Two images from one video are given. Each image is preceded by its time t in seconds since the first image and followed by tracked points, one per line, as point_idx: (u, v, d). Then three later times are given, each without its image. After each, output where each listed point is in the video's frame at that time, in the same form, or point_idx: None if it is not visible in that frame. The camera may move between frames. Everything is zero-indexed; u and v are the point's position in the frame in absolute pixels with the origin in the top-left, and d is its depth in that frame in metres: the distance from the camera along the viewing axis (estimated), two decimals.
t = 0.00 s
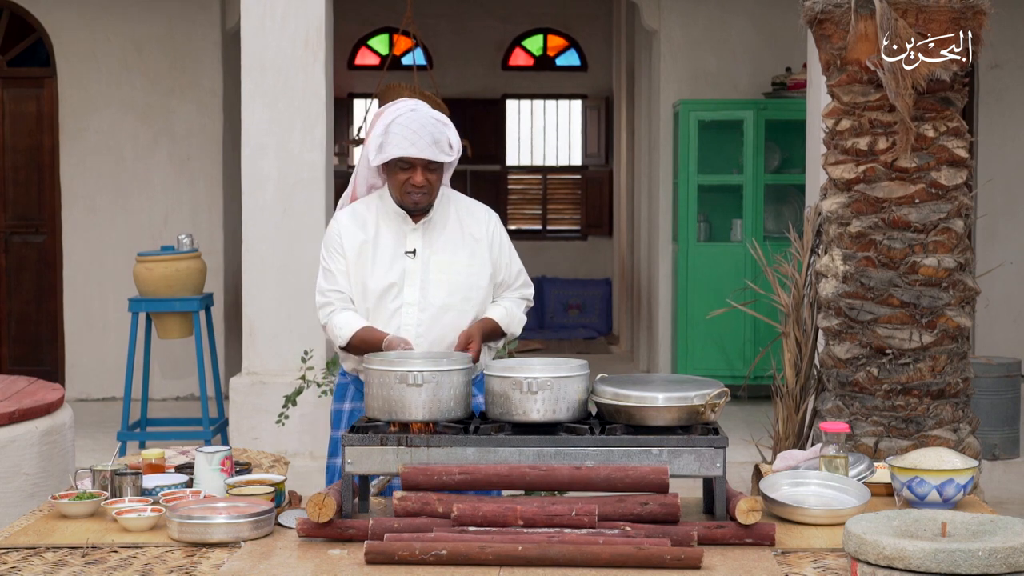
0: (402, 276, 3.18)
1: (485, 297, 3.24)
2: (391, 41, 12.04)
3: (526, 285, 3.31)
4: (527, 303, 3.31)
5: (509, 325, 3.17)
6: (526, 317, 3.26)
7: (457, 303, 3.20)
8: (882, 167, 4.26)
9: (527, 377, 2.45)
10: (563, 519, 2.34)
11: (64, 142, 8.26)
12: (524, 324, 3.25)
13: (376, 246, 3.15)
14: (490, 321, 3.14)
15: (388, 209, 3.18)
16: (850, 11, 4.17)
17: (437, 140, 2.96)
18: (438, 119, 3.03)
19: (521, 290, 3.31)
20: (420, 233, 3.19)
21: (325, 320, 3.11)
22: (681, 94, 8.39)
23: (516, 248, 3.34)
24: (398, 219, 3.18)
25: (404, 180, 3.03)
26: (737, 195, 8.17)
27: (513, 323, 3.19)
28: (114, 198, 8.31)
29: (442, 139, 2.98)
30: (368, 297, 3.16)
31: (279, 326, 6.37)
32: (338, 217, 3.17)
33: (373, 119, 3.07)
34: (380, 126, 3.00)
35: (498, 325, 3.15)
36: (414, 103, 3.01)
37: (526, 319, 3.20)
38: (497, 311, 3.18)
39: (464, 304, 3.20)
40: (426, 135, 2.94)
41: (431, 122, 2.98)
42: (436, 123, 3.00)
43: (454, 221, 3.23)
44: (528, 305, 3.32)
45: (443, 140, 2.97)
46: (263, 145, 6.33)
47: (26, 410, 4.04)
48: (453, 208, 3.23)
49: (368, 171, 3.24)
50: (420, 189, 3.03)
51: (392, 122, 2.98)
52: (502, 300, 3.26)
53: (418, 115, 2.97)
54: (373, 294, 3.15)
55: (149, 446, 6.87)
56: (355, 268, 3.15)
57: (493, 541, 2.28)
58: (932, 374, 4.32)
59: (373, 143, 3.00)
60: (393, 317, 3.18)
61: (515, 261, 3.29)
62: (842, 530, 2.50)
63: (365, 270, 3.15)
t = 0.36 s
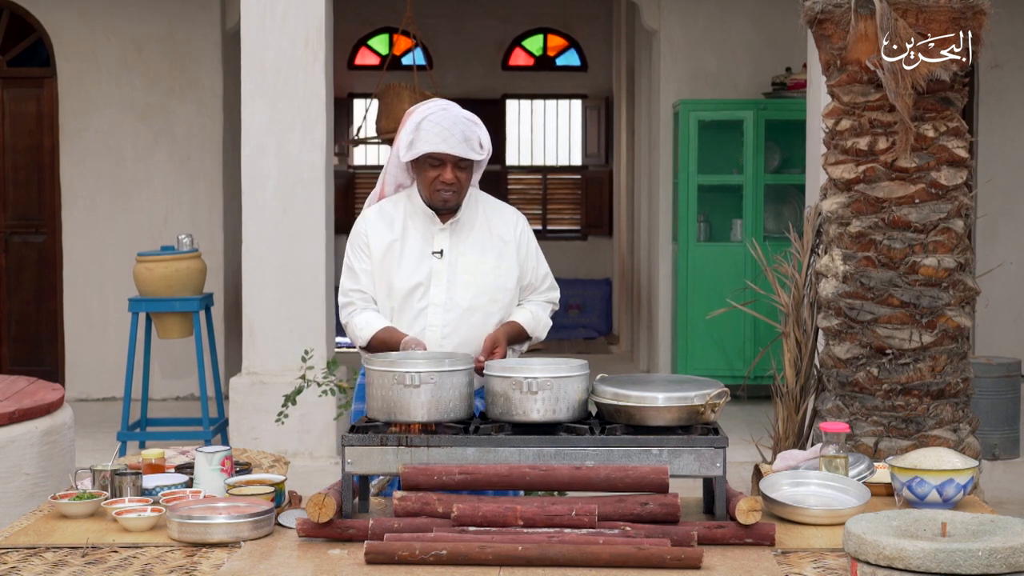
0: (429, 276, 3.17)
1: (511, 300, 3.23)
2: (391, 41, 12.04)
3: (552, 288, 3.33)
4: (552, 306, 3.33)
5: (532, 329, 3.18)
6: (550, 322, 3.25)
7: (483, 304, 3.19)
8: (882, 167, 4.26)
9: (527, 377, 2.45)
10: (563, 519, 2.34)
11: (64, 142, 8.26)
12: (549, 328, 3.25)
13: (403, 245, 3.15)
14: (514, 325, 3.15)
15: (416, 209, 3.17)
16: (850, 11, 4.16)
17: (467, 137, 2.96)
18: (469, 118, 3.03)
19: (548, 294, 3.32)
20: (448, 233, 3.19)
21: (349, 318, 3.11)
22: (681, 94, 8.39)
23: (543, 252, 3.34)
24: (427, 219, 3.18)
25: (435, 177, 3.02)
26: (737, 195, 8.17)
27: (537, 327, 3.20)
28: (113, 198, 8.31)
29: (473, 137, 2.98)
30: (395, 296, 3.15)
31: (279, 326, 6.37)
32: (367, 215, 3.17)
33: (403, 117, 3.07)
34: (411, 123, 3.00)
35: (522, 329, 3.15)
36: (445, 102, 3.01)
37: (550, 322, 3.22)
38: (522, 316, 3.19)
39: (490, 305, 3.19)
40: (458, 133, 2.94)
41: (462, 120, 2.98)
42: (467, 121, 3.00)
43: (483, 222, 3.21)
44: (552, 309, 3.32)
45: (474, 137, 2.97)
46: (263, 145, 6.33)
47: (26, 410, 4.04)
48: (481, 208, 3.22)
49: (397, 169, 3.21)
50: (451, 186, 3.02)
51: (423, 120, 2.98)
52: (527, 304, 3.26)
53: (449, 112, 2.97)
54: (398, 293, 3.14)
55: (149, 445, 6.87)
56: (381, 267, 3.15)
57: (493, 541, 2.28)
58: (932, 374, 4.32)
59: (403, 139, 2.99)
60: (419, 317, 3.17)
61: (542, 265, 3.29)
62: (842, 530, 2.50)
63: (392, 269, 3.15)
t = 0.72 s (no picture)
0: (443, 275, 3.17)
1: (527, 303, 3.20)
2: (391, 41, 12.03)
3: (571, 295, 3.29)
4: (570, 312, 3.28)
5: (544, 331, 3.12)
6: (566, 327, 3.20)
7: (497, 304, 3.17)
8: (882, 167, 4.26)
9: (527, 377, 2.45)
10: (563, 519, 2.34)
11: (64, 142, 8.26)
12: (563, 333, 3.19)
13: (419, 242, 3.18)
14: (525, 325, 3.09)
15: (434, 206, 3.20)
16: (850, 11, 4.16)
17: (486, 129, 2.98)
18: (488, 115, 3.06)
19: (565, 300, 3.28)
20: (466, 232, 3.19)
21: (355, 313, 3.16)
22: (681, 94, 8.39)
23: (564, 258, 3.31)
24: (445, 218, 3.20)
25: (454, 169, 3.04)
26: (737, 195, 8.17)
27: (551, 329, 3.15)
28: (113, 198, 8.31)
29: (492, 130, 3.00)
30: (407, 293, 3.17)
31: (279, 326, 6.37)
32: (386, 212, 3.22)
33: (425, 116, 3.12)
34: (432, 118, 3.04)
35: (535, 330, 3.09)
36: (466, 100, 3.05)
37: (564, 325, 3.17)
38: (535, 317, 3.14)
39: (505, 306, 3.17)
40: (476, 124, 2.96)
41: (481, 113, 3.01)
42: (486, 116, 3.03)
43: (502, 222, 3.21)
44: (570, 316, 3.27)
45: (492, 130, 3.00)
46: (263, 145, 6.33)
47: (26, 410, 4.04)
48: (502, 209, 3.22)
49: (420, 170, 3.24)
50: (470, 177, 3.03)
51: (444, 114, 3.01)
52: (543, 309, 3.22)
53: (469, 107, 3.00)
54: (410, 290, 3.16)
55: (149, 445, 6.87)
56: (396, 262, 3.18)
57: (493, 541, 2.28)
58: (932, 374, 4.32)
59: (422, 131, 3.03)
60: (432, 315, 3.16)
61: (560, 269, 3.27)
62: (842, 530, 2.50)
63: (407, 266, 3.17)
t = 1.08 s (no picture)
0: (449, 274, 3.17)
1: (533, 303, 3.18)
2: (391, 41, 12.03)
3: (578, 293, 3.21)
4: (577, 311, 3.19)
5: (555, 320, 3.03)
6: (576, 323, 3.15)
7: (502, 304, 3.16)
8: (882, 167, 4.26)
9: (527, 377, 2.45)
10: (563, 519, 2.34)
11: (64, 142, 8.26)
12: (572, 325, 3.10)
13: (425, 241, 3.18)
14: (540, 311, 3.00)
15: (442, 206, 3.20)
16: (850, 11, 4.16)
17: (491, 129, 2.98)
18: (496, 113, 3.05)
19: (573, 297, 3.20)
20: (472, 232, 3.19)
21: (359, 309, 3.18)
22: (681, 94, 8.39)
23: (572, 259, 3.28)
24: (453, 218, 3.20)
25: (459, 169, 3.04)
26: (737, 195, 8.17)
27: (560, 318, 3.05)
28: (114, 198, 8.31)
29: (497, 130, 2.99)
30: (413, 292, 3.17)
31: (279, 326, 6.37)
32: (395, 211, 3.23)
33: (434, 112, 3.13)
34: (440, 116, 3.04)
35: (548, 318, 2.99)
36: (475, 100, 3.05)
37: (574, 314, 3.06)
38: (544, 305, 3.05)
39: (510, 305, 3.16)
40: (481, 124, 2.96)
41: (487, 113, 3.00)
42: (493, 115, 3.02)
43: (509, 222, 3.20)
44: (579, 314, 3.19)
45: (497, 129, 2.99)
46: (263, 145, 6.33)
47: (26, 410, 4.04)
48: (510, 209, 3.21)
49: (429, 170, 3.25)
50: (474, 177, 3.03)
51: (451, 114, 3.02)
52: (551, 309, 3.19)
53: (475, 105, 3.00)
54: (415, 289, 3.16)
55: (149, 445, 6.87)
56: (402, 261, 3.18)
57: (493, 541, 2.28)
58: (932, 374, 4.32)
59: (429, 130, 3.04)
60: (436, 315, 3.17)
61: (566, 268, 3.22)
62: (842, 530, 2.50)
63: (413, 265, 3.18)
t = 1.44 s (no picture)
0: (451, 277, 3.17)
1: (536, 307, 3.17)
2: (391, 41, 12.03)
3: (583, 300, 3.24)
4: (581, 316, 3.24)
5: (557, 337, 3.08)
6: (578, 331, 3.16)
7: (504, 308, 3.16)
8: (882, 167, 4.26)
9: (527, 377, 2.45)
10: (563, 519, 2.34)
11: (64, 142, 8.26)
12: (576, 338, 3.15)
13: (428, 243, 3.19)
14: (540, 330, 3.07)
15: (445, 209, 3.20)
16: (850, 11, 4.17)
17: (492, 146, 2.97)
18: (499, 123, 3.02)
19: (578, 302, 3.24)
20: (476, 235, 3.19)
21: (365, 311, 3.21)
22: (681, 94, 8.39)
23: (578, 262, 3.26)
24: (456, 220, 3.19)
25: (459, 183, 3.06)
26: (737, 195, 8.17)
27: (566, 335, 3.12)
28: (114, 198, 8.31)
29: (499, 146, 2.98)
30: (415, 293, 3.17)
31: (279, 326, 6.37)
32: (399, 213, 3.23)
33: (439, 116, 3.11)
34: (443, 125, 3.03)
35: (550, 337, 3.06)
36: (480, 108, 3.02)
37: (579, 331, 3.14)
38: (550, 323, 3.11)
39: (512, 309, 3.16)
40: (482, 141, 2.95)
41: (489, 126, 2.98)
42: (496, 127, 3.00)
43: (513, 225, 3.19)
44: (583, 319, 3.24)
45: (499, 146, 2.98)
46: (264, 145, 6.33)
47: (26, 410, 4.04)
48: (514, 211, 3.19)
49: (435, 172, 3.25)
50: (473, 194, 3.06)
51: (454, 124, 3.00)
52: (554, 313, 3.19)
53: (478, 117, 2.98)
54: (417, 291, 3.17)
55: (149, 445, 6.87)
56: (405, 263, 3.19)
57: (493, 541, 2.28)
58: (932, 374, 4.32)
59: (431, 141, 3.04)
60: (438, 316, 3.17)
61: (571, 272, 3.22)
62: (841, 531, 2.50)
63: (416, 267, 3.18)
